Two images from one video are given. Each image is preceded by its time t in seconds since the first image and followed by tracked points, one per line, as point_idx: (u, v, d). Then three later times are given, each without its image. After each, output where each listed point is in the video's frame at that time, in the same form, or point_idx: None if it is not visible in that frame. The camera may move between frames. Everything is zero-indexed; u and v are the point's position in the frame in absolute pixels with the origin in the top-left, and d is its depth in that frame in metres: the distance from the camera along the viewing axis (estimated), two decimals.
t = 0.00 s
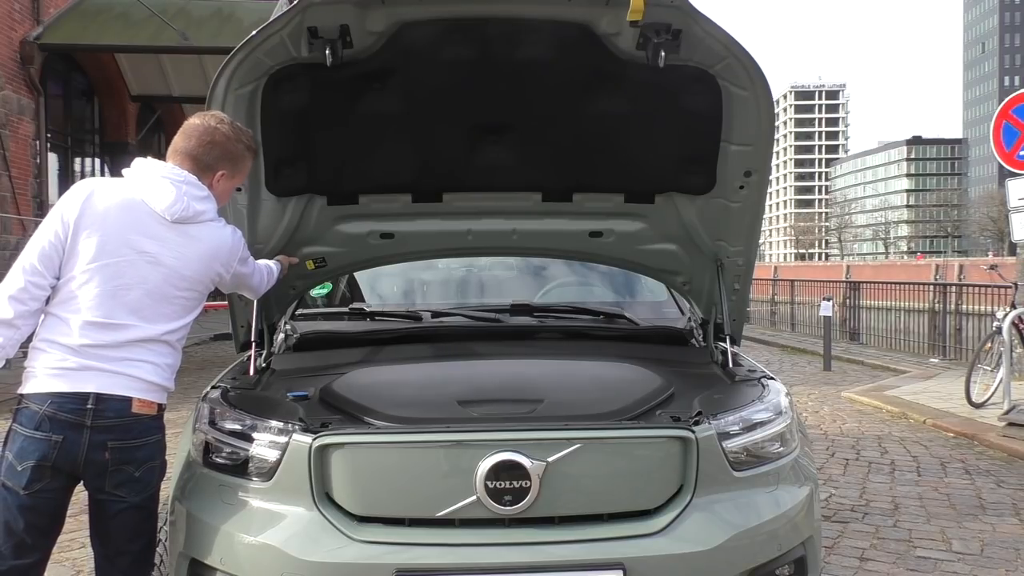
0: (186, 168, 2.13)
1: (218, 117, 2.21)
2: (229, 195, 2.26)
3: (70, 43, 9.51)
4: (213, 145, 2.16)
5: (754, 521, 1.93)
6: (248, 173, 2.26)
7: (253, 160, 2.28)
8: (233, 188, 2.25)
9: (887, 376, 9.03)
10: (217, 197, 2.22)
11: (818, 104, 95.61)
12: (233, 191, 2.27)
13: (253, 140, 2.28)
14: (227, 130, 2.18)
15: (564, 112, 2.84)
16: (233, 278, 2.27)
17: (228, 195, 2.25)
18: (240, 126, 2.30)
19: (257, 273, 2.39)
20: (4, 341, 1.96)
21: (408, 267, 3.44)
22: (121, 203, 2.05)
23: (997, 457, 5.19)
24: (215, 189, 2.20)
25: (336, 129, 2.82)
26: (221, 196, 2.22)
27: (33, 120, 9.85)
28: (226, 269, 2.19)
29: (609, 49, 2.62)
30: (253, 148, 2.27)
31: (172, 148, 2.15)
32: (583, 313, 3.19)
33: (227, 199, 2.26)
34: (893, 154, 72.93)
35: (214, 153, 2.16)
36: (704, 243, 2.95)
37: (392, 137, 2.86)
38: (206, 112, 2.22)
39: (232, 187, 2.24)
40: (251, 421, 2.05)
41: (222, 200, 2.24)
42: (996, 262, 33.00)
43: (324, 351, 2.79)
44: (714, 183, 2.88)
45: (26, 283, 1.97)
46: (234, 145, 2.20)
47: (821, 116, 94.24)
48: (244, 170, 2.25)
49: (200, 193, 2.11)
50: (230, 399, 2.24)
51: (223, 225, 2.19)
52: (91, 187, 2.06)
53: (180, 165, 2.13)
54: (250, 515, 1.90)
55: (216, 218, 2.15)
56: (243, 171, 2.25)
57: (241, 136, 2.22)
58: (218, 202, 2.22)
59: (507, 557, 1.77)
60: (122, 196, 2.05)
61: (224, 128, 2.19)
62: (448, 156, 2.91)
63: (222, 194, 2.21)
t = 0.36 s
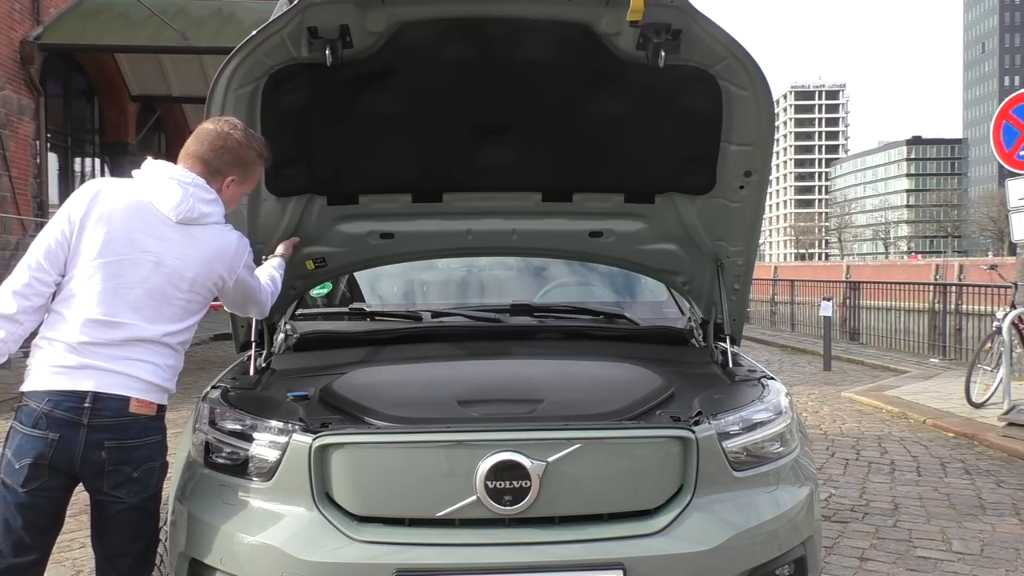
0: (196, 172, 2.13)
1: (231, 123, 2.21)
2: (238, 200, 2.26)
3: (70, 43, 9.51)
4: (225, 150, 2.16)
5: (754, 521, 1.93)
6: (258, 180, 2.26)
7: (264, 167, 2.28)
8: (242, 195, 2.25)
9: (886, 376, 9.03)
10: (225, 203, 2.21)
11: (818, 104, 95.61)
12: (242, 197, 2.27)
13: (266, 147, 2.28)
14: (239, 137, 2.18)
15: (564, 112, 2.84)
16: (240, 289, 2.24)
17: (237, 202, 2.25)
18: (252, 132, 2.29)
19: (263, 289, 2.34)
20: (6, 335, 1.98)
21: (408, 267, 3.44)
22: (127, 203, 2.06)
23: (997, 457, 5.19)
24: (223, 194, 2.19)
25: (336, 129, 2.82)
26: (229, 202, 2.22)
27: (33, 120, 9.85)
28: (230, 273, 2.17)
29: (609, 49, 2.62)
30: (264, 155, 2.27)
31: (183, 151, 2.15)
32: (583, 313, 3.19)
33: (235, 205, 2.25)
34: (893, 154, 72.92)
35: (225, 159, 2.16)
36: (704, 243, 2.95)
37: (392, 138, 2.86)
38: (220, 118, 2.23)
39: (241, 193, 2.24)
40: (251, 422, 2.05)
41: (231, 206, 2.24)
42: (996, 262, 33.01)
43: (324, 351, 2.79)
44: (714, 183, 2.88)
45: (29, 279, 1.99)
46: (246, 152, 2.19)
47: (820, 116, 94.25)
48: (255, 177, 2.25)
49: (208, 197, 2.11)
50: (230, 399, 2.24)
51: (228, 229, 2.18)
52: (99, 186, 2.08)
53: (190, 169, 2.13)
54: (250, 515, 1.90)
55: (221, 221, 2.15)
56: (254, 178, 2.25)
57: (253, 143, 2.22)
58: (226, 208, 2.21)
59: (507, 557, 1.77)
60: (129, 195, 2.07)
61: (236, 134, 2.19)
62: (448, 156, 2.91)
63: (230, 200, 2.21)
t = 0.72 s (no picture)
0: (200, 177, 2.13)
1: (236, 128, 2.20)
2: (242, 204, 2.26)
3: (70, 43, 9.50)
4: (229, 155, 2.16)
5: (754, 521, 1.93)
6: (261, 185, 2.26)
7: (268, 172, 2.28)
8: (246, 199, 2.25)
9: (886, 376, 9.03)
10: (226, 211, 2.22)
11: (818, 104, 95.60)
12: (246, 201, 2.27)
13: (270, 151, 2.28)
14: (244, 142, 2.18)
15: (564, 112, 2.84)
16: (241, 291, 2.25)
17: (240, 205, 2.25)
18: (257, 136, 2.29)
19: (262, 287, 2.35)
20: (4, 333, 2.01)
21: (408, 268, 3.44)
22: (127, 203, 2.06)
23: (997, 457, 5.19)
24: (225, 199, 2.19)
25: (336, 129, 2.82)
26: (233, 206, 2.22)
27: (33, 120, 9.86)
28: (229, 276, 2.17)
29: (609, 49, 2.63)
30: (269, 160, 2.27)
31: (188, 155, 2.15)
32: (583, 313, 3.19)
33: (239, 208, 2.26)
34: (893, 154, 72.92)
35: (228, 163, 2.15)
36: (704, 243, 2.95)
37: (392, 138, 2.86)
38: (226, 124, 2.23)
39: (245, 197, 2.24)
40: (251, 422, 2.05)
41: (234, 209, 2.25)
42: (995, 262, 32.97)
43: (324, 351, 2.79)
44: (714, 183, 2.88)
45: (29, 278, 2.01)
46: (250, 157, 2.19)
47: (820, 116, 94.25)
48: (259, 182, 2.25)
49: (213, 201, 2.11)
50: (230, 399, 2.24)
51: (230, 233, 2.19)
52: (100, 188, 2.09)
53: (193, 172, 2.13)
54: (250, 515, 1.90)
55: (221, 224, 2.15)
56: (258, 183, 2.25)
57: (257, 149, 2.22)
58: (228, 212, 2.21)
59: (507, 557, 1.77)
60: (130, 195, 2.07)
61: (241, 140, 2.18)
62: (448, 156, 2.91)
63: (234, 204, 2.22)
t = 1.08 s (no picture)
0: (184, 178, 2.12)
1: (224, 130, 2.19)
2: (229, 204, 2.26)
3: (70, 43, 9.50)
4: (215, 157, 2.15)
5: (754, 521, 1.93)
6: (249, 187, 2.25)
7: (256, 174, 2.27)
8: (232, 200, 2.25)
9: (886, 376, 9.03)
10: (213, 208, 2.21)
11: (818, 104, 95.60)
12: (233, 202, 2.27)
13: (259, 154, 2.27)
14: (231, 145, 2.16)
15: (564, 112, 2.84)
16: (232, 289, 2.22)
17: (227, 205, 2.24)
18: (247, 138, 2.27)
19: (257, 286, 2.32)
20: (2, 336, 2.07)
21: (408, 268, 3.45)
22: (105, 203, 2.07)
23: (997, 457, 5.19)
24: (211, 200, 2.19)
25: (335, 129, 2.82)
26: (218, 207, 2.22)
27: (33, 120, 9.86)
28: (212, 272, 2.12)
29: (609, 49, 2.63)
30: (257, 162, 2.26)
31: (173, 155, 2.15)
32: (583, 313, 3.19)
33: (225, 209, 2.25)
34: (893, 154, 72.91)
35: (214, 165, 2.14)
36: (704, 243, 2.95)
37: (392, 137, 2.86)
38: (215, 125, 2.21)
39: (231, 199, 2.23)
40: (250, 421, 2.05)
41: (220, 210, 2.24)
42: (995, 262, 32.97)
43: (324, 351, 2.79)
44: (714, 183, 2.88)
45: (16, 281, 2.06)
46: (236, 160, 2.18)
47: (820, 116, 94.26)
48: (245, 185, 2.24)
49: (195, 199, 2.09)
50: (230, 399, 2.24)
51: (213, 229, 2.15)
52: (82, 192, 2.12)
53: (178, 173, 2.13)
54: (249, 516, 1.90)
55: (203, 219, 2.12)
56: (245, 186, 2.24)
57: (245, 151, 2.20)
58: (214, 213, 2.21)
59: (507, 557, 1.77)
60: (109, 194, 2.08)
61: (228, 142, 2.17)
62: (447, 156, 2.91)
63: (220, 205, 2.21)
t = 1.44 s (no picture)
0: (151, 182, 2.17)
1: (194, 136, 2.24)
2: (200, 212, 2.29)
3: (70, 43, 9.50)
4: (182, 162, 2.19)
5: (754, 521, 1.93)
6: (219, 194, 2.28)
7: (227, 182, 2.30)
8: (202, 207, 2.28)
9: (887, 376, 9.03)
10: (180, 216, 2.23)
11: (818, 104, 95.62)
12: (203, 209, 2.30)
13: (230, 161, 2.31)
14: (199, 150, 2.21)
15: (564, 111, 2.84)
16: (206, 289, 2.19)
17: (197, 212, 2.28)
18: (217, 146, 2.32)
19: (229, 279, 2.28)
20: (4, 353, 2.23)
21: (408, 269, 3.45)
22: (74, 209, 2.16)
23: (997, 457, 5.19)
24: (178, 205, 2.22)
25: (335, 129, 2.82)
26: (187, 212, 2.25)
27: (33, 120, 9.86)
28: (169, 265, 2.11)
29: (609, 49, 2.62)
30: (228, 169, 2.29)
31: (143, 162, 2.20)
32: (583, 313, 3.19)
33: (195, 215, 2.29)
34: (893, 154, 72.92)
35: (182, 170, 2.18)
36: (705, 243, 2.95)
37: (392, 137, 2.86)
38: (186, 131, 2.27)
39: (201, 206, 2.27)
40: (249, 421, 2.05)
41: (190, 216, 2.28)
42: (995, 262, 32.98)
43: (324, 351, 2.79)
44: (714, 183, 2.88)
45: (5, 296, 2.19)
46: (205, 165, 2.22)
47: (820, 116, 94.26)
48: (216, 192, 2.27)
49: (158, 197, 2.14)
50: (230, 399, 2.24)
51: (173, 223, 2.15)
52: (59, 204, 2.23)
53: (146, 178, 2.17)
54: (248, 516, 1.90)
55: (160, 213, 2.13)
56: (215, 193, 2.27)
57: (213, 158, 2.24)
58: (183, 218, 2.24)
59: (507, 557, 1.77)
60: (77, 200, 2.18)
61: (197, 148, 2.22)
62: (448, 156, 2.91)
63: (189, 210, 2.25)
